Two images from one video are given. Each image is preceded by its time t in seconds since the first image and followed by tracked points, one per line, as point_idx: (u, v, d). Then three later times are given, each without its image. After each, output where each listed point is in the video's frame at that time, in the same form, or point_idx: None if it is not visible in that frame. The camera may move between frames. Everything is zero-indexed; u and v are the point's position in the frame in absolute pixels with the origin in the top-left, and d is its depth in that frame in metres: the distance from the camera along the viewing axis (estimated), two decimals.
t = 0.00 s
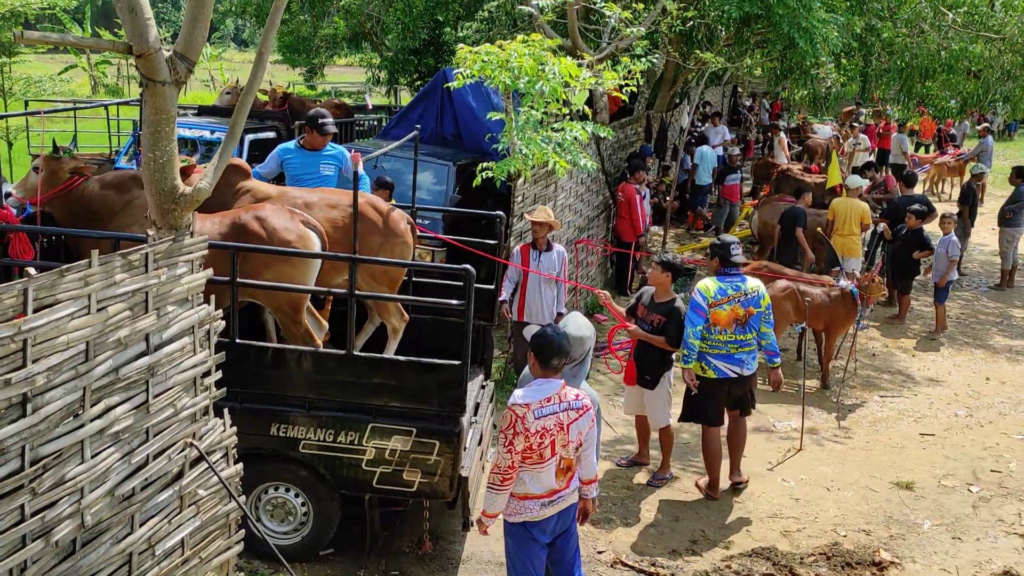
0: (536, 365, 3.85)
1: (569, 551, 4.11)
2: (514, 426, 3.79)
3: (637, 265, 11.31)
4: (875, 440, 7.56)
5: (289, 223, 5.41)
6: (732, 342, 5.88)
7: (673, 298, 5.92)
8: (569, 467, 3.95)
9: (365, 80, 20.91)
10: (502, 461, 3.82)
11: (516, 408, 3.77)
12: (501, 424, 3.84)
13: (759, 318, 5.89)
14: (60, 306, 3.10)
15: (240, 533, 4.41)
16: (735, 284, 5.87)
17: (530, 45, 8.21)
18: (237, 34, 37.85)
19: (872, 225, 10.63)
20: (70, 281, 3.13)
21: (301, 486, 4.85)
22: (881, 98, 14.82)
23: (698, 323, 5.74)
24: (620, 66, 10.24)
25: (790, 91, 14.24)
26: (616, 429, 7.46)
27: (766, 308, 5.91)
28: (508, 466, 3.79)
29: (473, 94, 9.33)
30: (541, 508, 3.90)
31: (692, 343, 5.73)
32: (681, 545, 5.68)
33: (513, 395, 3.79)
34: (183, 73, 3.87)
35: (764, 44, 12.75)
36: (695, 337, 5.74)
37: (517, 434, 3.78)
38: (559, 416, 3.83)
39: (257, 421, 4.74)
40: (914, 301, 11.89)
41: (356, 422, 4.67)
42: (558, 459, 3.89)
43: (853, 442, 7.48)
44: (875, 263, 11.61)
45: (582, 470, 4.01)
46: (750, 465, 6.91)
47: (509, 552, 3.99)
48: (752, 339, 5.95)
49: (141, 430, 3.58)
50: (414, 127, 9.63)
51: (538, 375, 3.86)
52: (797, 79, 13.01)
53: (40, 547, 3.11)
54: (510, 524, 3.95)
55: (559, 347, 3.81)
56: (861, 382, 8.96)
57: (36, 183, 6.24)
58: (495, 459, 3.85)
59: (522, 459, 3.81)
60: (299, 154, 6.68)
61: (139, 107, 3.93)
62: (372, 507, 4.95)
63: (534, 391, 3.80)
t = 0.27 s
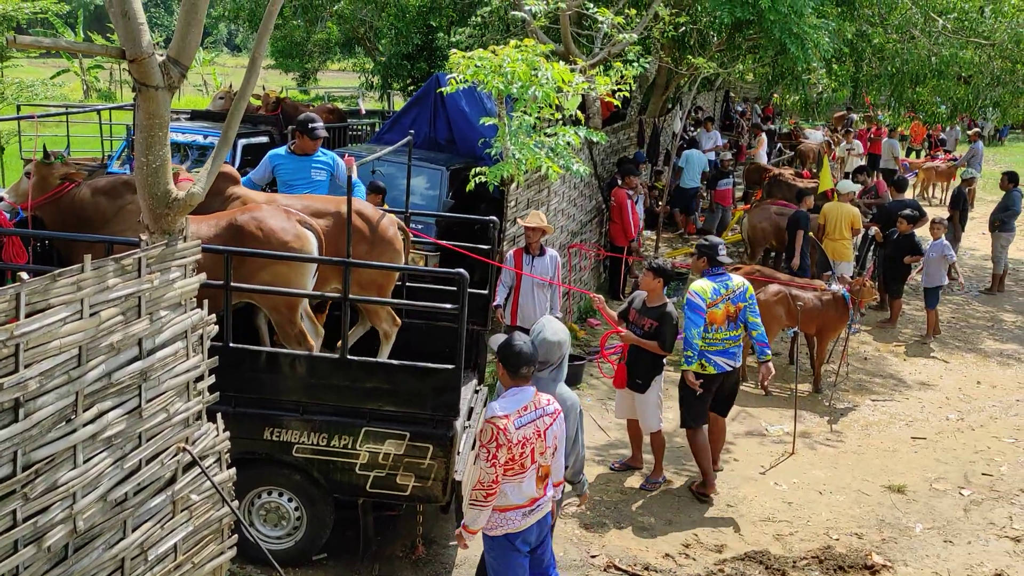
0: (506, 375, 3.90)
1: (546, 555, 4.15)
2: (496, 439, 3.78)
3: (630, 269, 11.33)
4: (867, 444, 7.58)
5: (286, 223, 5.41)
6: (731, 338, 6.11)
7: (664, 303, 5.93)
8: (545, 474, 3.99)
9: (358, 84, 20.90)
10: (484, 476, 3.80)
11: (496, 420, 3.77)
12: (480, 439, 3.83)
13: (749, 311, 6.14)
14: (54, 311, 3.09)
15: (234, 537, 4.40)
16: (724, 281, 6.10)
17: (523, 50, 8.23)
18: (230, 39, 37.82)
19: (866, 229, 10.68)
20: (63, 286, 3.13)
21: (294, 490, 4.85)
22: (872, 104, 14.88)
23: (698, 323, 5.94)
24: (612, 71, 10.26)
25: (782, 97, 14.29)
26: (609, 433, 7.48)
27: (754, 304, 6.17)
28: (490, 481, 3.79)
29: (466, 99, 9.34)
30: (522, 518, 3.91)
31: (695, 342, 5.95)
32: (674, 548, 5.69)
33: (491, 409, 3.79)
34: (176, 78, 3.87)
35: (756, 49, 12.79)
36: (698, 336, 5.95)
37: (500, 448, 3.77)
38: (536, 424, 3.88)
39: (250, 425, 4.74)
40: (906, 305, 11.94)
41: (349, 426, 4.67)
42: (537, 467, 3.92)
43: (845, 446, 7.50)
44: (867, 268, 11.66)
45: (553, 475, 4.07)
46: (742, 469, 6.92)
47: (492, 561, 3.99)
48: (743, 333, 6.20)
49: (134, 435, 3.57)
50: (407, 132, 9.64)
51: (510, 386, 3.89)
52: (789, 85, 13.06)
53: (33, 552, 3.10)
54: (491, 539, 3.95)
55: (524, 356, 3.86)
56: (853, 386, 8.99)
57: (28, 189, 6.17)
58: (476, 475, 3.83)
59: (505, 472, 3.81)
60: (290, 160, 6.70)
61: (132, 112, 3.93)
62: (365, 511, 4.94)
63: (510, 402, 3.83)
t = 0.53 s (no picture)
0: (480, 383, 3.84)
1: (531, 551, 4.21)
2: (483, 448, 3.74)
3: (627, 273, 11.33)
4: (865, 447, 7.58)
5: (286, 225, 5.41)
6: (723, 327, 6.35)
7: (659, 308, 5.95)
8: (529, 473, 4.00)
9: (355, 88, 20.90)
10: (472, 487, 3.78)
11: (481, 430, 3.72)
12: (464, 451, 3.78)
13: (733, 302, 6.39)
14: (51, 314, 3.09)
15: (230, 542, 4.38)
16: (713, 275, 6.27)
17: (521, 53, 8.24)
18: (227, 43, 37.81)
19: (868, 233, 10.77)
20: (60, 290, 3.12)
21: (291, 495, 4.83)
22: (869, 108, 14.90)
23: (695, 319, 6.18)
24: (610, 75, 10.27)
25: (779, 101, 14.31)
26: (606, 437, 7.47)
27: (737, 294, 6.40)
28: (478, 490, 3.78)
29: (464, 102, 9.33)
30: (512, 521, 3.93)
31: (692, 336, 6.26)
32: (672, 553, 5.68)
33: (474, 421, 3.73)
34: (173, 81, 3.86)
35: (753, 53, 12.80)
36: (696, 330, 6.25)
37: (488, 458, 3.74)
38: (518, 426, 3.86)
39: (247, 429, 4.73)
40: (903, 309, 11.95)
41: (346, 430, 4.65)
42: (522, 468, 3.92)
43: (843, 450, 7.50)
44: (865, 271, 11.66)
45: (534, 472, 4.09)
46: (740, 473, 6.91)
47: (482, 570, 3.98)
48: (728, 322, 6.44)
49: (131, 439, 3.56)
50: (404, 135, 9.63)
51: (488, 393, 3.83)
52: (785, 89, 13.08)
53: (29, 557, 3.09)
54: (482, 545, 3.95)
55: (491, 360, 3.80)
56: (851, 390, 8.99)
57: (24, 193, 6.20)
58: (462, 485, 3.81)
59: (492, 479, 3.79)
60: (297, 166, 6.67)
61: (129, 115, 3.92)
62: (363, 517, 4.92)
63: (490, 409, 3.77)
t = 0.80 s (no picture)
0: (451, 384, 3.80)
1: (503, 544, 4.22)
2: (470, 446, 3.73)
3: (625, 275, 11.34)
4: (863, 449, 7.58)
5: (284, 233, 5.40)
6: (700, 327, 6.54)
7: (658, 313, 5.93)
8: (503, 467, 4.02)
9: (353, 90, 20.88)
10: (457, 485, 3.78)
11: (466, 428, 3.70)
12: (448, 452, 3.75)
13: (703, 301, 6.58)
14: (49, 315, 3.08)
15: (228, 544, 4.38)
16: (685, 274, 6.47)
17: (520, 56, 8.24)
18: (225, 46, 37.79)
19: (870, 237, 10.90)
20: (58, 290, 3.12)
21: (288, 498, 4.82)
22: (867, 110, 14.91)
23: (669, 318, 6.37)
24: (608, 78, 10.28)
25: (777, 103, 14.31)
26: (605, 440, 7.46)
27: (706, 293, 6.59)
28: (464, 488, 3.79)
29: (462, 104, 9.33)
30: (495, 515, 3.94)
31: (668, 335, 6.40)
32: (671, 555, 5.67)
33: (457, 421, 3.69)
34: (172, 82, 3.86)
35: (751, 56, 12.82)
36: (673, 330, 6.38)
37: (474, 455, 3.73)
38: (494, 420, 3.87)
39: (245, 432, 4.73)
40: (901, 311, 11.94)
41: (344, 433, 4.65)
42: (500, 462, 3.94)
43: (842, 452, 7.50)
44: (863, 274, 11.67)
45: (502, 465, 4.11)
46: (739, 475, 6.91)
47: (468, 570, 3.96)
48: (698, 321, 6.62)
49: (129, 441, 3.55)
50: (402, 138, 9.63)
51: (462, 392, 3.82)
52: (783, 91, 13.08)
53: (26, 558, 3.08)
54: (467, 545, 3.93)
55: (456, 362, 3.78)
56: (849, 392, 8.98)
57: (22, 194, 6.31)
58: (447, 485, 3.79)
59: (477, 475, 3.80)
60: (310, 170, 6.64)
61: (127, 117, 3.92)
62: (361, 519, 4.91)
63: (469, 407, 3.75)
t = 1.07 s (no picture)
0: (409, 369, 3.87)
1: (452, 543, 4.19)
2: (436, 424, 3.79)
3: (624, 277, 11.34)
4: (863, 452, 7.58)
5: (281, 234, 5.41)
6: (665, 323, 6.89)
7: (661, 318, 5.93)
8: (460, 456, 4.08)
9: (352, 92, 20.88)
10: (432, 464, 3.80)
11: (432, 408, 3.78)
12: (417, 433, 3.77)
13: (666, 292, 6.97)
14: (49, 317, 3.08)
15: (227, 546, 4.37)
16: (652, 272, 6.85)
17: (519, 58, 8.25)
18: (224, 48, 37.78)
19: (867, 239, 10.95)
20: (59, 292, 3.12)
21: (288, 499, 4.81)
22: (866, 112, 14.91)
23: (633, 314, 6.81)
24: (607, 80, 10.28)
25: (776, 106, 14.30)
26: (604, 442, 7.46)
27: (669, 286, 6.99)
28: (437, 468, 3.82)
29: (461, 107, 9.34)
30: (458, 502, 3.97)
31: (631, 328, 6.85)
32: (670, 557, 5.67)
33: (422, 400, 3.76)
34: (172, 85, 3.86)
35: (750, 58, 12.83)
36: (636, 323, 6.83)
37: (444, 430, 3.80)
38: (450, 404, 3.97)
39: (243, 434, 4.72)
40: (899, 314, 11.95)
41: (343, 435, 4.64)
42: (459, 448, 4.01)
43: (841, 454, 7.50)
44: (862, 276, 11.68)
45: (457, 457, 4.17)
46: (738, 477, 6.91)
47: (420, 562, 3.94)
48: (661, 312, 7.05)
49: (129, 443, 3.55)
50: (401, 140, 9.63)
51: (419, 377, 3.89)
52: (782, 94, 13.08)
53: (26, 560, 3.08)
54: (430, 533, 3.92)
55: (414, 350, 3.87)
56: (848, 394, 8.99)
57: (18, 197, 6.28)
58: (423, 467, 3.79)
59: (447, 453, 3.84)
60: (307, 171, 6.66)
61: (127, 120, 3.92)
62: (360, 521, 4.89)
63: (429, 388, 3.84)
